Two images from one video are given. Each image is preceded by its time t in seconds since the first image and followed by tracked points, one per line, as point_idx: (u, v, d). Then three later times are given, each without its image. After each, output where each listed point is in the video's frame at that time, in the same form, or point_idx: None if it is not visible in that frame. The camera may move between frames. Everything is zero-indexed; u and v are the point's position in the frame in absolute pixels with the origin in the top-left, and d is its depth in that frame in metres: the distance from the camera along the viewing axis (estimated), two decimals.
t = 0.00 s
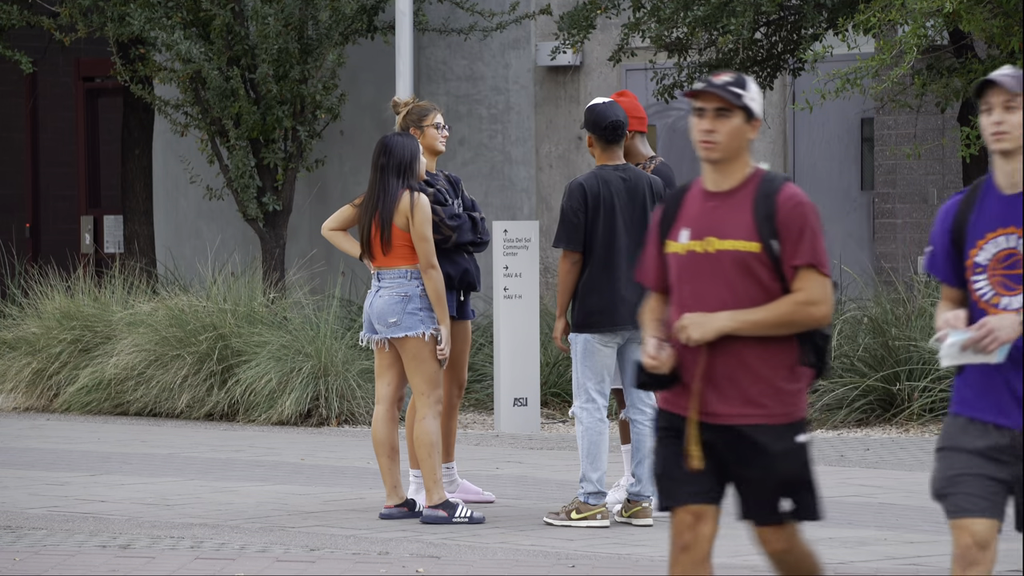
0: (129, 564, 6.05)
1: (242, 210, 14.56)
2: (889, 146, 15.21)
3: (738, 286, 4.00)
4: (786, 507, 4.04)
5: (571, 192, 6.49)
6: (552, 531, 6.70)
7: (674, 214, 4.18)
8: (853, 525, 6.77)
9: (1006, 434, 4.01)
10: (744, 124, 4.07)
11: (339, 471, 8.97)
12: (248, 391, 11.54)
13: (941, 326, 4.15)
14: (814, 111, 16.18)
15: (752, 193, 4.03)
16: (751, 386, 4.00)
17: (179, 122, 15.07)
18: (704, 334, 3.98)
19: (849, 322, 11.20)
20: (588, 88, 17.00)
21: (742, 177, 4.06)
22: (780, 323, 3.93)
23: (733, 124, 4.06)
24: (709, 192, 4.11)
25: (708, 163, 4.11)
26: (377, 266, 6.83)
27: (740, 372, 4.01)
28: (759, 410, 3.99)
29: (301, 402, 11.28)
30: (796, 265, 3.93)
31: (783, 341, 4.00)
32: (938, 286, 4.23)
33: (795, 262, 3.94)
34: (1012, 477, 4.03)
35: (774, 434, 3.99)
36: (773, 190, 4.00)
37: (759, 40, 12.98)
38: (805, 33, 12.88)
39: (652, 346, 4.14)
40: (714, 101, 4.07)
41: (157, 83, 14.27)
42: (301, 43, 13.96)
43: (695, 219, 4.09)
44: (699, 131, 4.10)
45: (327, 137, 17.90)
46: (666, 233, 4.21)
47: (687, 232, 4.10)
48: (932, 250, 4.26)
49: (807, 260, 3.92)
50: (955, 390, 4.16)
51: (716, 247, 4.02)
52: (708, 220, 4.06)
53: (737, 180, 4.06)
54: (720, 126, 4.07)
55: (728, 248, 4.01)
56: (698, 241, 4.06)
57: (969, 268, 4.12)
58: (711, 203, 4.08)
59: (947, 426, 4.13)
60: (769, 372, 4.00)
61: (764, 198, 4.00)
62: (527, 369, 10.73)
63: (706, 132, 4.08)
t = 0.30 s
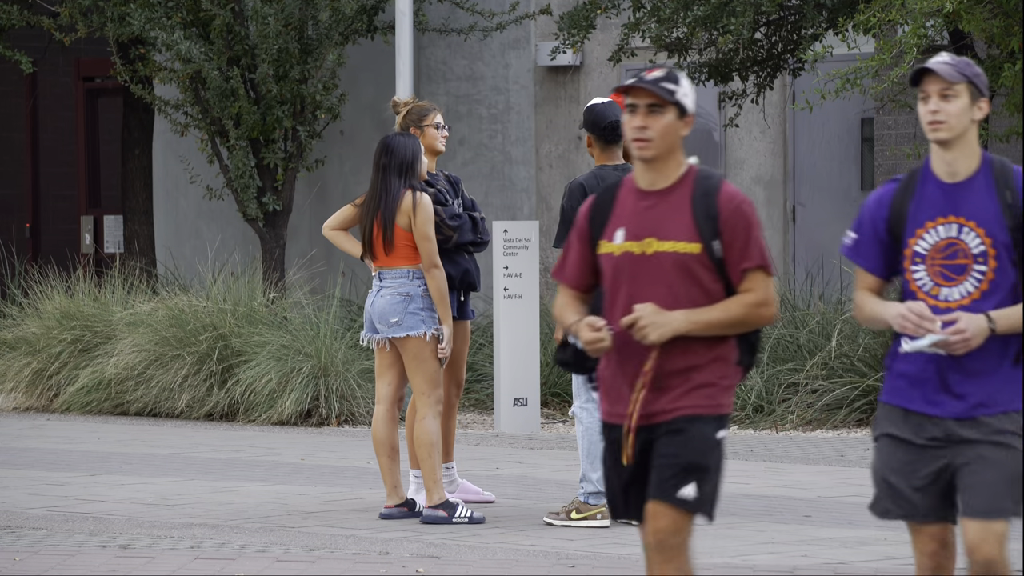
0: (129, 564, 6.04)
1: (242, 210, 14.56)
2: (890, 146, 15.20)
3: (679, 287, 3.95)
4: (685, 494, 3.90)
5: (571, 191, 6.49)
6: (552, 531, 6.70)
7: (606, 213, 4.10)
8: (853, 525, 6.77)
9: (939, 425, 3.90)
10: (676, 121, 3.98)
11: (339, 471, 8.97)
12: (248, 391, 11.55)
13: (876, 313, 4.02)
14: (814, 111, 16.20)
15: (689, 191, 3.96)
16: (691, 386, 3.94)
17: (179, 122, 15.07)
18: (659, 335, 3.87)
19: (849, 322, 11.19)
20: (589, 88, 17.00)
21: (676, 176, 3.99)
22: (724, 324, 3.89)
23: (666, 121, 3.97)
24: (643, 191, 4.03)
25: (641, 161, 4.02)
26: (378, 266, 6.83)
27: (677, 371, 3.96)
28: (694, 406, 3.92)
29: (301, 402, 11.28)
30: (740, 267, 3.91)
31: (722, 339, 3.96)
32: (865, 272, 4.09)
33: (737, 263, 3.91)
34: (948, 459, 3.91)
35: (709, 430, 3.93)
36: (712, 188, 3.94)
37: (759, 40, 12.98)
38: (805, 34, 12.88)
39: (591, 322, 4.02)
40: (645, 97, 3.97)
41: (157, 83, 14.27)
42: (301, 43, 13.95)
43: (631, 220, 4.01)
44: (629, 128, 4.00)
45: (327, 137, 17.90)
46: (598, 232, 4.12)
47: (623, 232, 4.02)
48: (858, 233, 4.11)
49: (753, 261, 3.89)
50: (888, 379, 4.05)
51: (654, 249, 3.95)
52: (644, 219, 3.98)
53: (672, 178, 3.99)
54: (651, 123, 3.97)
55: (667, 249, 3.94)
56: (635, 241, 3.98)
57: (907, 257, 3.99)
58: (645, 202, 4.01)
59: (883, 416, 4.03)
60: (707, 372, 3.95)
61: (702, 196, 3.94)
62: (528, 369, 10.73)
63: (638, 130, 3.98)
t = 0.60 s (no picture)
0: (129, 564, 6.04)
1: (242, 210, 14.56)
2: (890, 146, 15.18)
3: (610, 293, 3.82)
4: (617, 508, 3.82)
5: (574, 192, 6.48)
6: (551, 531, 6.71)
7: (540, 214, 3.98)
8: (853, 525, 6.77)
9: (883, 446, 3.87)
10: (610, 120, 3.87)
11: (339, 471, 8.97)
12: (248, 391, 11.56)
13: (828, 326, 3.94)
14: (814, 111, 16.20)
15: (623, 195, 3.86)
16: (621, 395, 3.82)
17: (179, 122, 15.06)
18: (588, 344, 3.77)
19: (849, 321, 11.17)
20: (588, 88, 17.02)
21: (610, 180, 3.89)
22: (654, 331, 3.78)
23: (600, 122, 3.85)
24: (576, 193, 3.92)
25: (574, 163, 3.91)
26: (379, 266, 6.83)
27: (604, 377, 3.84)
28: (620, 413, 3.81)
29: (301, 402, 11.28)
30: (672, 274, 3.80)
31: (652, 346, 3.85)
32: (818, 282, 4.00)
33: (670, 269, 3.80)
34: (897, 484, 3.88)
35: (635, 438, 3.82)
36: (646, 193, 3.84)
37: (759, 40, 12.98)
38: (806, 33, 12.87)
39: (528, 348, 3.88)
40: (579, 98, 3.86)
41: (157, 83, 14.28)
42: (301, 43, 13.95)
43: (563, 221, 3.89)
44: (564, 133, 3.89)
45: (327, 137, 17.88)
46: (531, 234, 4.00)
47: (555, 234, 3.90)
48: (813, 243, 4.01)
49: (685, 268, 3.78)
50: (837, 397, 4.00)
51: (585, 252, 3.83)
52: (576, 222, 3.87)
53: (607, 182, 3.88)
54: (585, 124, 3.86)
55: (597, 252, 3.82)
56: (566, 244, 3.87)
57: (863, 272, 3.92)
58: (580, 205, 3.89)
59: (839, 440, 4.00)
60: (635, 376, 3.83)
61: (635, 201, 3.84)
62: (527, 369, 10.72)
63: (571, 131, 3.87)
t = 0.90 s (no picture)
0: (129, 564, 6.04)
1: (242, 210, 14.55)
2: (890, 146, 15.17)
3: (366, 305, 3.55)
4: (362, 533, 3.55)
5: (574, 191, 6.51)
6: (551, 531, 6.71)
7: (280, 218, 3.65)
8: (853, 525, 6.77)
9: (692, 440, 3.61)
10: (360, 119, 3.60)
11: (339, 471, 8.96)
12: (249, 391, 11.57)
13: (634, 360, 3.60)
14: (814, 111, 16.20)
15: (373, 197, 3.58)
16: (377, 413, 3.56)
17: (179, 122, 15.05)
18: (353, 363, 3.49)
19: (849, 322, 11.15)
20: (588, 88, 17.06)
21: (361, 180, 3.59)
22: (412, 342, 3.55)
23: (348, 121, 3.58)
24: (322, 196, 3.60)
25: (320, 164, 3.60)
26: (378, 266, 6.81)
27: (367, 393, 3.57)
28: (378, 435, 3.55)
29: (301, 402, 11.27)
30: (433, 281, 3.58)
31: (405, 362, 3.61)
32: (636, 272, 3.75)
33: (429, 276, 3.58)
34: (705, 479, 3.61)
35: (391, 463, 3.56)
36: (400, 194, 3.58)
37: (758, 40, 12.99)
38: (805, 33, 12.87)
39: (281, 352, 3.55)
40: (325, 94, 3.58)
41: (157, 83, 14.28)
42: (301, 43, 13.92)
43: (307, 226, 3.57)
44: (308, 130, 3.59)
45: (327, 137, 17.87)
46: (271, 240, 3.67)
47: (300, 241, 3.58)
48: (633, 228, 3.76)
49: (446, 275, 3.58)
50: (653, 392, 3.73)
51: (336, 260, 3.53)
52: (324, 227, 3.56)
53: (355, 183, 3.59)
54: (334, 123, 3.57)
55: (350, 260, 3.53)
56: (313, 252, 3.55)
57: (672, 257, 3.67)
58: (325, 209, 3.58)
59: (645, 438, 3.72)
60: (394, 396, 3.58)
61: (389, 203, 3.57)
62: (528, 369, 10.71)
63: (320, 131, 3.57)
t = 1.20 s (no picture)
0: (129, 564, 6.04)
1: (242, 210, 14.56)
2: (889, 146, 15.16)
3: (279, 292, 3.44)
4: (313, 539, 3.49)
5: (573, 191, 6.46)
6: (551, 531, 6.71)
7: (198, 203, 3.55)
8: (853, 525, 6.77)
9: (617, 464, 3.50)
10: (277, 102, 3.49)
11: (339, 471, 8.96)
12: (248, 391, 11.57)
13: (550, 423, 3.60)
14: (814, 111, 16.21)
15: (290, 178, 3.47)
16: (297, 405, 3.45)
17: (179, 122, 15.06)
18: (256, 354, 3.36)
19: (848, 322, 11.15)
20: (588, 88, 17.12)
21: (277, 163, 3.49)
22: (323, 332, 3.41)
23: (265, 104, 3.47)
24: (239, 180, 3.50)
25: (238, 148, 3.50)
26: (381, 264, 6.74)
27: (280, 386, 3.45)
28: (301, 430, 3.44)
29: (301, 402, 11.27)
30: (347, 266, 3.45)
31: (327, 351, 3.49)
32: (568, 287, 3.67)
33: (343, 261, 3.45)
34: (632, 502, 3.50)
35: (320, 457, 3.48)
36: (316, 175, 3.46)
37: (758, 40, 13.00)
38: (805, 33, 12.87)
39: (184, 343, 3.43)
40: (240, 77, 3.47)
41: (157, 82, 14.28)
42: (301, 43, 13.92)
43: (223, 211, 3.48)
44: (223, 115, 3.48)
45: (327, 138, 17.84)
46: (189, 227, 3.57)
47: (215, 227, 3.48)
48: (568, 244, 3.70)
49: (359, 260, 3.44)
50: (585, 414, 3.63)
51: (249, 245, 3.42)
52: (239, 211, 3.46)
53: (269, 167, 3.48)
54: (251, 107, 3.46)
55: (264, 245, 3.42)
56: (228, 237, 3.45)
57: (605, 275, 3.59)
58: (241, 193, 3.49)
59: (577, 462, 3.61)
60: (312, 387, 3.47)
61: (305, 185, 3.46)
62: (528, 369, 10.71)
63: (235, 114, 3.46)
